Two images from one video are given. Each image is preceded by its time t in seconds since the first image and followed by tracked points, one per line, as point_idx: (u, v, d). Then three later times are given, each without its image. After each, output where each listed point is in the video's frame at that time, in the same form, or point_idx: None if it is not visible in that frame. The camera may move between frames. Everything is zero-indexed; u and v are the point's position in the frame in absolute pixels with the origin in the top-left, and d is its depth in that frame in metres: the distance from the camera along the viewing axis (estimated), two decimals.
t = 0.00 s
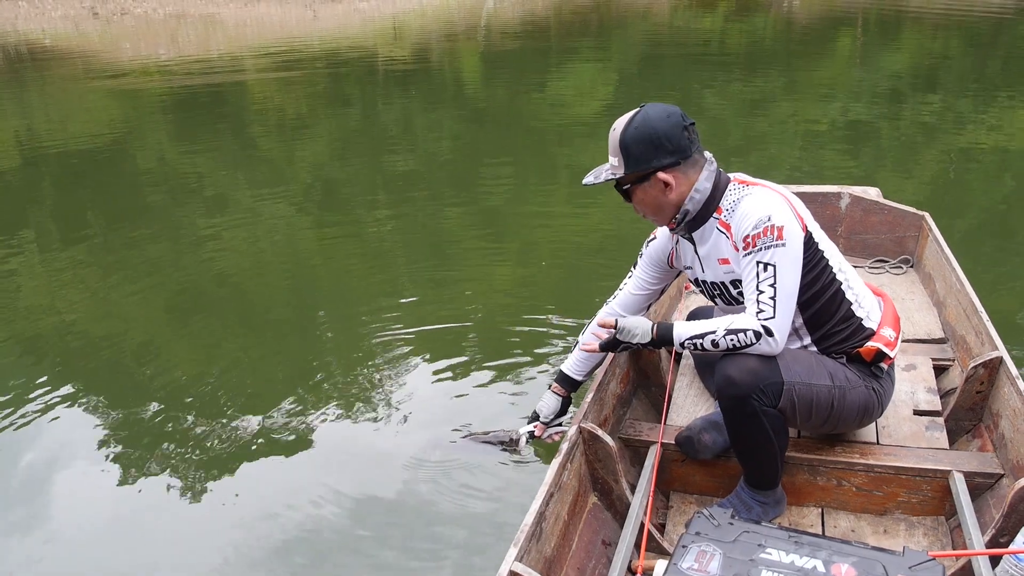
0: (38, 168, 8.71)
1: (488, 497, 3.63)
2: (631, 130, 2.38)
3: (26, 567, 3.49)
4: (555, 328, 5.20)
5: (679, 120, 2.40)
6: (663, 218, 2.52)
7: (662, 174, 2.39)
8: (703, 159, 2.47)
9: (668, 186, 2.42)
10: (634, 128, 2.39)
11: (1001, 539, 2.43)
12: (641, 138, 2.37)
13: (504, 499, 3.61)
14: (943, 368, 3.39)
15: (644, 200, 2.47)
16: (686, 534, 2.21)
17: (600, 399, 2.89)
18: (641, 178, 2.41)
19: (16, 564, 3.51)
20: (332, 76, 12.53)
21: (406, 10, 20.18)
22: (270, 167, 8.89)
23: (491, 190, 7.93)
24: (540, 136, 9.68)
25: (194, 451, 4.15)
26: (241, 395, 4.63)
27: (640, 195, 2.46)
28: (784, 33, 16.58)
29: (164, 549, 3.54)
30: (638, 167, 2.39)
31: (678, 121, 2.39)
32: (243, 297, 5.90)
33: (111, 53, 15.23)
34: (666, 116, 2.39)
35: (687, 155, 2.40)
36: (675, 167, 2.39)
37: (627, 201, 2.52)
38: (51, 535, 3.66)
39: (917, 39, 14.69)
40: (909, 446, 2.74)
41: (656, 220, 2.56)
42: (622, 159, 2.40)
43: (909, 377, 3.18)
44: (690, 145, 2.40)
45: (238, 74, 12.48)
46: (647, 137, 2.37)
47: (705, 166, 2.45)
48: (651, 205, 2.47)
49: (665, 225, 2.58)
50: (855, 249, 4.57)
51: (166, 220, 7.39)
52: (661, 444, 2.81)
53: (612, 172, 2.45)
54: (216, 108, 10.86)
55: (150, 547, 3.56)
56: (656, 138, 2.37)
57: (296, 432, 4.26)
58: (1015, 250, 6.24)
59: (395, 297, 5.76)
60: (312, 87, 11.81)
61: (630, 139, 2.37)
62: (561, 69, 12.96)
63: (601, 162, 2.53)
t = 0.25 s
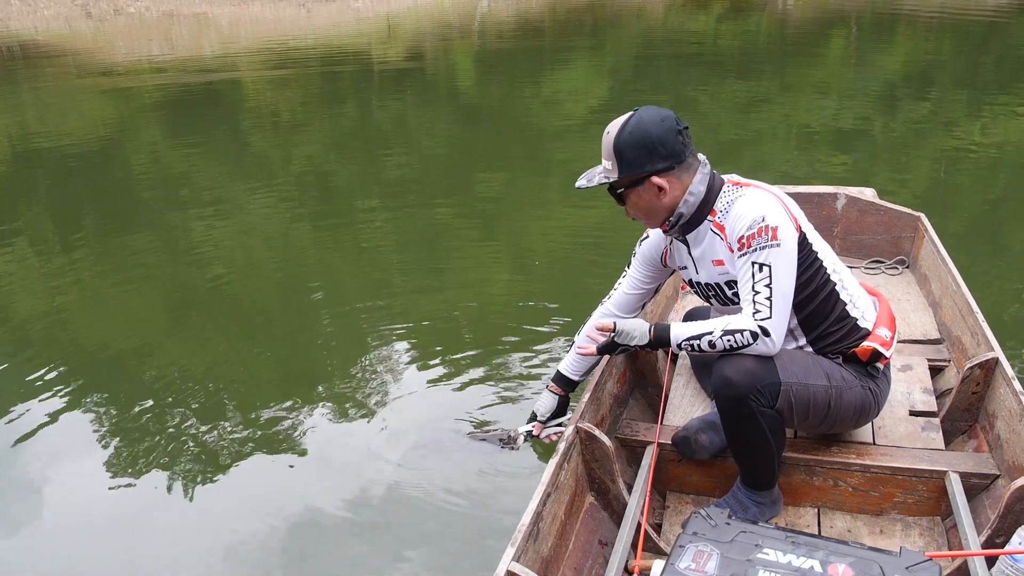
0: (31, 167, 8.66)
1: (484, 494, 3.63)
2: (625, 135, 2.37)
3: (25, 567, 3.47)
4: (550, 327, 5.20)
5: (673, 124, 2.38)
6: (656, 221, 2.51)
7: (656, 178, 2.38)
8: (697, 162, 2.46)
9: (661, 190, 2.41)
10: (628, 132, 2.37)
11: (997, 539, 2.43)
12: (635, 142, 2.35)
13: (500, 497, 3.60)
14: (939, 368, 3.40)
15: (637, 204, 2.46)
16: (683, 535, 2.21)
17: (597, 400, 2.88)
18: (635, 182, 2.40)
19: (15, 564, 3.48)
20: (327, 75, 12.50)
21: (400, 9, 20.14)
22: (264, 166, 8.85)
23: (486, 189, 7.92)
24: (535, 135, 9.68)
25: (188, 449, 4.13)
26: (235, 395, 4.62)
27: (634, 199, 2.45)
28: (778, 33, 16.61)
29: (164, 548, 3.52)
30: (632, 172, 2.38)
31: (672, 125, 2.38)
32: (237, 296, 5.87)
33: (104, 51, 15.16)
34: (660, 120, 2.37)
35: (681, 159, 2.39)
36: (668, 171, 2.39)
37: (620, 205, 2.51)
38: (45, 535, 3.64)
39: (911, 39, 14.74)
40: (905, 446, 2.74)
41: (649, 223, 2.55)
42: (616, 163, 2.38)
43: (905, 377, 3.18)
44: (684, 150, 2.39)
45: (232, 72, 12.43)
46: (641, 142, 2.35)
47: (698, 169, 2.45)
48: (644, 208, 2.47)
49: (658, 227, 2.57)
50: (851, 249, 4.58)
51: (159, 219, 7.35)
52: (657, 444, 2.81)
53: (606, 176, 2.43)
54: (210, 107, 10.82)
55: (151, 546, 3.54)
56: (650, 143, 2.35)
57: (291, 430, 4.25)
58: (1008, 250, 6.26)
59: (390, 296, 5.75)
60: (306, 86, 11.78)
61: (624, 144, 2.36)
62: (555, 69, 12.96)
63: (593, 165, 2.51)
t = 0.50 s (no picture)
0: (23, 167, 8.61)
1: (479, 494, 3.63)
2: (619, 136, 2.37)
3: (26, 567, 3.45)
4: (545, 326, 5.20)
5: (667, 127, 2.38)
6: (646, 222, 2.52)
7: (649, 181, 2.38)
8: (690, 164, 2.46)
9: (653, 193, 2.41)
10: (622, 133, 2.37)
11: (990, 536, 2.45)
12: (629, 144, 2.35)
13: (495, 496, 3.60)
14: (932, 367, 3.41)
15: (628, 206, 2.46)
16: (678, 533, 2.21)
17: (591, 400, 2.88)
18: (627, 184, 2.40)
19: (15, 564, 3.45)
20: (321, 74, 12.47)
21: (394, 7, 20.09)
22: (258, 165, 8.83)
23: (481, 188, 7.92)
24: (530, 134, 9.68)
25: (182, 449, 4.12)
26: (229, 394, 4.61)
27: (626, 200, 2.45)
28: (771, 33, 16.65)
29: (160, 548, 3.51)
30: (625, 174, 2.38)
31: (666, 128, 2.38)
32: (231, 296, 5.86)
33: (96, 49, 15.09)
34: (654, 123, 2.37)
35: (674, 162, 2.39)
36: (661, 174, 2.39)
37: (611, 205, 2.51)
38: (38, 536, 3.63)
39: (904, 40, 14.79)
40: (899, 444, 2.75)
41: (640, 224, 2.55)
42: (608, 164, 2.39)
43: (898, 375, 3.19)
44: (678, 153, 2.39)
45: (225, 71, 12.40)
46: (635, 144, 2.35)
47: (692, 171, 2.45)
48: (634, 211, 2.47)
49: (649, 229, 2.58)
50: (845, 249, 4.59)
51: (153, 217, 7.33)
52: (652, 443, 2.81)
53: (598, 177, 2.43)
54: (204, 106, 10.78)
55: (152, 545, 3.53)
56: (644, 145, 2.35)
57: (284, 429, 4.24)
58: (1000, 250, 6.30)
59: (386, 295, 5.74)
60: (299, 85, 11.75)
61: (618, 145, 2.36)
62: (550, 68, 12.96)
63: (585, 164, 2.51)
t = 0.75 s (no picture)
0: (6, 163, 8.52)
1: (468, 494, 3.64)
2: (608, 137, 2.35)
3: (25, 568, 3.42)
4: (533, 325, 5.19)
5: (655, 126, 2.37)
6: (635, 221, 2.51)
7: (639, 181, 2.37)
8: (678, 162, 2.46)
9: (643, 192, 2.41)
10: (610, 134, 2.35)
11: (976, 532, 2.46)
12: (618, 145, 2.34)
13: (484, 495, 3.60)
14: (919, 364, 3.43)
15: (618, 205, 2.46)
16: (666, 531, 2.21)
17: (580, 399, 2.88)
18: (617, 184, 2.39)
19: (14, 565, 3.43)
20: (307, 71, 12.40)
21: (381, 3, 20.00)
22: (244, 162, 8.77)
23: (469, 186, 7.91)
24: (518, 132, 9.67)
25: (169, 449, 4.09)
26: (217, 394, 4.58)
27: (615, 200, 2.44)
28: (758, 32, 16.70)
29: (147, 548, 3.49)
30: (614, 174, 2.37)
31: (654, 127, 2.37)
32: (218, 294, 5.82)
33: (80, 44, 14.94)
34: (642, 122, 2.36)
35: (663, 161, 2.39)
36: (650, 174, 2.38)
37: (600, 204, 2.50)
38: (22, 535, 3.59)
39: (889, 38, 14.88)
40: (886, 441, 2.77)
41: (629, 223, 2.55)
42: (598, 165, 2.37)
43: (885, 372, 3.21)
44: (666, 152, 2.39)
45: (211, 68, 12.31)
46: (624, 144, 2.34)
47: (679, 169, 2.45)
48: (625, 210, 2.46)
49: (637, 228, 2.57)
50: (832, 246, 4.61)
51: (138, 214, 7.26)
52: (641, 442, 2.81)
53: (587, 177, 2.42)
54: (189, 103, 10.70)
55: (151, 544, 3.52)
56: (633, 145, 2.34)
57: (272, 428, 4.22)
58: (984, 248, 6.35)
59: (374, 294, 5.72)
60: (286, 82, 11.68)
61: (607, 146, 2.34)
62: (538, 65, 12.94)
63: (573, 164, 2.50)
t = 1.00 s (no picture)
0: None
1: (462, 488, 3.62)
2: (620, 116, 2.37)
3: (26, 567, 3.38)
4: (526, 325, 5.19)
5: (660, 112, 2.43)
6: (637, 207, 2.49)
7: (650, 160, 2.40)
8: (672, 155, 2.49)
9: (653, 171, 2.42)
10: (622, 113, 2.37)
11: (966, 529, 2.47)
12: (633, 122, 2.36)
13: (476, 493, 3.59)
14: (909, 362, 3.44)
15: (624, 188, 2.44)
16: (657, 530, 2.21)
17: (571, 399, 2.88)
18: (628, 162, 2.39)
19: (14, 565, 3.39)
20: (299, 69, 12.37)
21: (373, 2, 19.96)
22: (235, 161, 8.74)
23: (461, 185, 7.90)
24: (510, 131, 9.66)
25: (160, 450, 4.07)
26: (208, 393, 4.56)
27: (623, 181, 2.42)
28: (749, 30, 16.74)
29: (137, 548, 3.47)
30: (628, 151, 2.37)
31: (660, 112, 2.43)
32: (209, 293, 5.80)
33: (70, 42, 14.86)
34: (651, 106, 2.41)
35: (668, 146, 2.44)
36: (659, 155, 2.42)
37: (602, 192, 2.47)
38: (12, 535, 3.56)
39: (880, 38, 14.93)
40: (876, 439, 2.77)
41: (626, 213, 2.52)
42: (612, 142, 2.37)
43: (875, 370, 3.22)
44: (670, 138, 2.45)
45: (202, 66, 12.26)
46: (638, 122, 2.37)
47: (677, 160, 2.49)
48: (630, 193, 2.45)
49: (632, 220, 2.55)
50: (823, 245, 4.63)
51: (128, 213, 7.23)
52: (632, 441, 2.81)
53: (597, 157, 2.39)
54: (180, 101, 10.66)
55: (151, 543, 3.50)
56: (646, 123, 2.38)
57: (263, 428, 4.20)
58: (974, 247, 6.37)
59: (366, 294, 5.71)
60: (277, 81, 11.65)
61: (622, 123, 2.35)
62: (530, 64, 12.95)
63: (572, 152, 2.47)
